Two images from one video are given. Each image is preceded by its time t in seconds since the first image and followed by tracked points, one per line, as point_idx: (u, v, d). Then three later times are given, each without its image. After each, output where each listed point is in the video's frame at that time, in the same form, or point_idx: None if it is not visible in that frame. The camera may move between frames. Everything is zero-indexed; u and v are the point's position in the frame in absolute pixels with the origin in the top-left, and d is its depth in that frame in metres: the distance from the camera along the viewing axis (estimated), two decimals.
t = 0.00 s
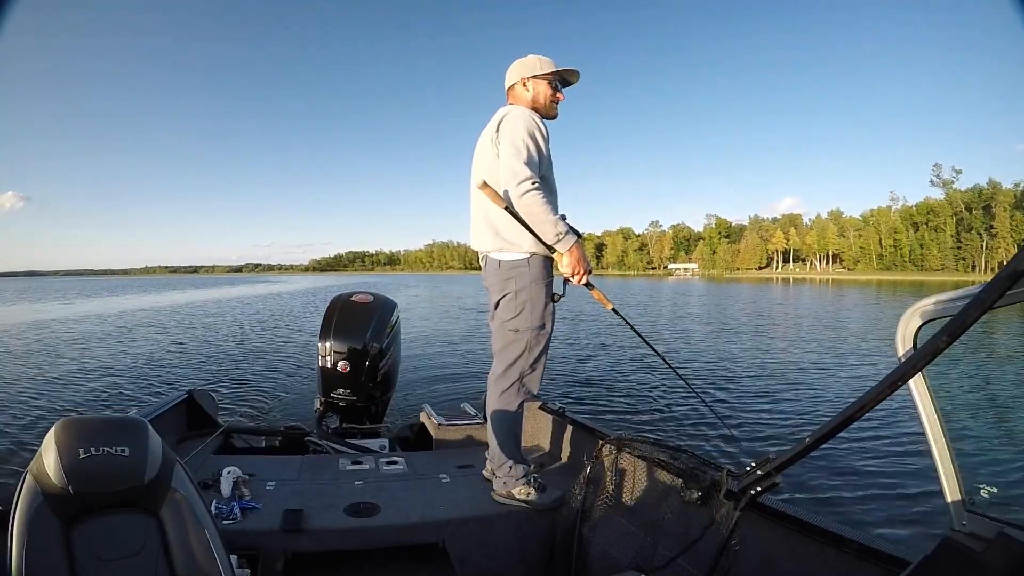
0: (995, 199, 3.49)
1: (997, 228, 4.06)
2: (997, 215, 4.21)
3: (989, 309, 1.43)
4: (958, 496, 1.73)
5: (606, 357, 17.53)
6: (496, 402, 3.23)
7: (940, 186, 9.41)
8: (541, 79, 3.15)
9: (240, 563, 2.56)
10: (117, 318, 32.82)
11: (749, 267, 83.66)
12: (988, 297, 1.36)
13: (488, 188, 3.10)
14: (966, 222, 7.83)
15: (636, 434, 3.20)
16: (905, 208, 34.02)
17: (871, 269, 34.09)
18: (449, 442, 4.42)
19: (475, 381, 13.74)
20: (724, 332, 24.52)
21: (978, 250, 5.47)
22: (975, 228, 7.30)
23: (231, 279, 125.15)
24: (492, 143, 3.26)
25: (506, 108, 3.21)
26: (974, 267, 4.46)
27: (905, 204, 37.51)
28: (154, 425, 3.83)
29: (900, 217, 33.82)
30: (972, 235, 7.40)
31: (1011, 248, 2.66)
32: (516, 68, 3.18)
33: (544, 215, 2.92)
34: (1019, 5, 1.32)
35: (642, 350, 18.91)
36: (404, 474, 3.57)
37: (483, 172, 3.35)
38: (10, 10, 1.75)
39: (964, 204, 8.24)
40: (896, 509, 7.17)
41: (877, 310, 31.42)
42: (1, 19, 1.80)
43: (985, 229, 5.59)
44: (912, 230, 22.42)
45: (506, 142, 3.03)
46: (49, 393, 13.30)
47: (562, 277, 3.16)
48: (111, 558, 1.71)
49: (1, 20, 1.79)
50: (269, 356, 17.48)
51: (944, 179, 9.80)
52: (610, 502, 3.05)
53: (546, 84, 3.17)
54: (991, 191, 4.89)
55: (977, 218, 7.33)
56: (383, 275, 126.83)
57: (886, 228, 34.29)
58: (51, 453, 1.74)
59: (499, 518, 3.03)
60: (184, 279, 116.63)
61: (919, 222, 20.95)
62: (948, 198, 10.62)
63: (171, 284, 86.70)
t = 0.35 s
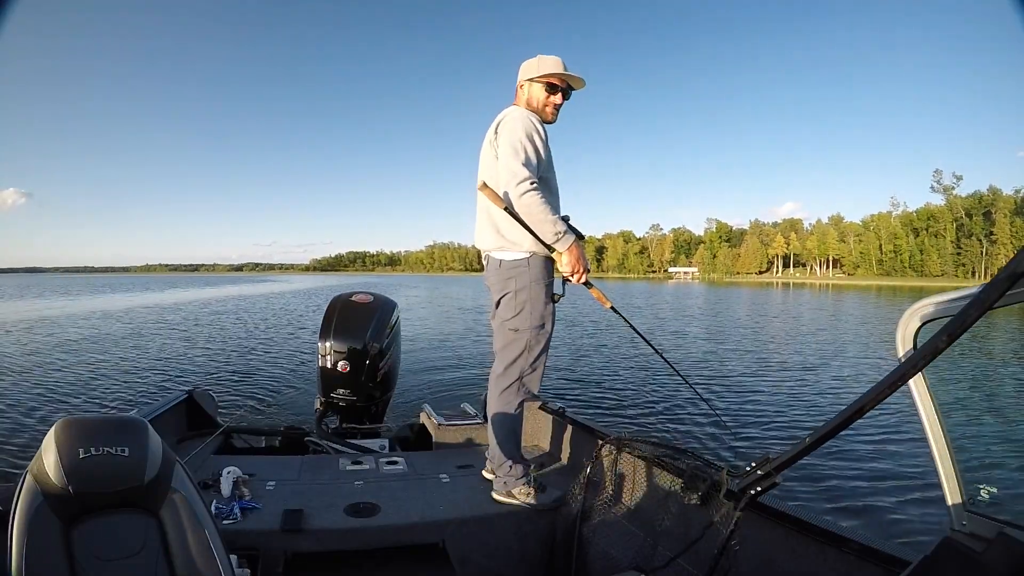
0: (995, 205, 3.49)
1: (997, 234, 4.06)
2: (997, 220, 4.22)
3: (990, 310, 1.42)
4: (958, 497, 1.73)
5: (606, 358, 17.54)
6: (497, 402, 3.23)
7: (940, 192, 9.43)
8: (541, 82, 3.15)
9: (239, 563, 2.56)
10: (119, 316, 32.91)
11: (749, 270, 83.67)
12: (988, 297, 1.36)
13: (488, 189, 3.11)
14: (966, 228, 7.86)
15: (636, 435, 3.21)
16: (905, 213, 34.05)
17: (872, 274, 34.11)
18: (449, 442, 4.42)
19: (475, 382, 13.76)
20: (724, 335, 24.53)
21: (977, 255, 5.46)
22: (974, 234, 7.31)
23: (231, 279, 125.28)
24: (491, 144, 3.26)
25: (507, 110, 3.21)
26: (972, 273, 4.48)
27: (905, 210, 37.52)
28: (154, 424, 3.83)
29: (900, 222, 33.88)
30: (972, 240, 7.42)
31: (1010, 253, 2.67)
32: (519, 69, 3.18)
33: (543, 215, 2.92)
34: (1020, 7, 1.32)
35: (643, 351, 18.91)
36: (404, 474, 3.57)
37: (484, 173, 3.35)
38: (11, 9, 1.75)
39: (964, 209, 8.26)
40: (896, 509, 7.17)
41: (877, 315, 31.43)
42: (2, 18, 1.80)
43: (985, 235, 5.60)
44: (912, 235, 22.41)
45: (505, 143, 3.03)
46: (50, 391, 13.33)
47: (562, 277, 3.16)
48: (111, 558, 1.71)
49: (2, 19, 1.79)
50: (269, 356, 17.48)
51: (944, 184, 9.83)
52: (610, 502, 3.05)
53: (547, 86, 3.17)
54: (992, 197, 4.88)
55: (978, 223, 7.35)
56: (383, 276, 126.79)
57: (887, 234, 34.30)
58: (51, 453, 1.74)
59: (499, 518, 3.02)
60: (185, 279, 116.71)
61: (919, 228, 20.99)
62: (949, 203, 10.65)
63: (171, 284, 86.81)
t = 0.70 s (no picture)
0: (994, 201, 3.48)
1: (997, 231, 4.05)
2: (996, 216, 4.21)
3: (989, 310, 1.42)
4: (958, 496, 1.73)
5: (606, 358, 17.53)
6: (495, 402, 3.23)
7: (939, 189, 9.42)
8: (538, 82, 3.15)
9: (240, 563, 2.56)
10: (120, 317, 32.95)
11: (749, 268, 83.67)
12: (988, 298, 1.36)
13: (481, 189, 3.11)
14: (965, 225, 7.86)
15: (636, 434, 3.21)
16: (905, 210, 34.00)
17: (872, 272, 34.09)
18: (449, 442, 4.42)
19: (475, 382, 13.77)
20: (723, 334, 24.54)
21: (976, 253, 5.45)
22: (974, 231, 7.29)
23: (232, 279, 125.35)
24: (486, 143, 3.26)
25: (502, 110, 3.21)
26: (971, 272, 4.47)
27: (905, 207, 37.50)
28: (154, 424, 3.83)
29: (900, 220, 33.84)
30: (971, 237, 7.40)
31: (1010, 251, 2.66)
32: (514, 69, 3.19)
33: (535, 215, 2.91)
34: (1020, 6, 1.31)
35: (642, 351, 18.91)
36: (404, 474, 3.57)
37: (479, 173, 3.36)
38: (11, 8, 1.75)
39: (963, 207, 8.25)
40: (896, 509, 7.17)
41: (877, 312, 31.40)
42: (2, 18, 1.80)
43: (984, 233, 5.61)
44: (912, 232, 22.42)
45: (497, 143, 3.04)
46: (51, 392, 13.35)
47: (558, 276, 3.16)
48: (111, 558, 1.71)
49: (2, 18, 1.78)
50: (269, 356, 17.47)
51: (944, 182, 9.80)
52: (610, 502, 3.04)
53: (543, 86, 3.18)
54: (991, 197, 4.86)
55: (977, 220, 7.34)
56: (383, 276, 126.76)
57: (885, 232, 34.36)
58: (51, 453, 1.74)
59: (499, 518, 3.03)
60: (185, 279, 116.78)
61: (918, 225, 20.95)
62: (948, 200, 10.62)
63: (172, 284, 86.93)
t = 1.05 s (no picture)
0: (992, 195, 3.48)
1: (995, 225, 4.05)
2: (994, 211, 4.20)
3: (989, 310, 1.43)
4: (958, 495, 1.73)
5: (606, 357, 17.52)
6: (494, 402, 3.23)
7: (937, 185, 9.41)
8: (533, 82, 3.16)
9: (240, 563, 2.56)
10: (120, 318, 33.00)
11: (748, 266, 83.60)
12: (988, 297, 1.36)
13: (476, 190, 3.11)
14: (963, 220, 7.85)
15: (636, 434, 3.21)
16: (902, 205, 34.00)
17: (870, 267, 34.09)
18: (449, 442, 4.42)
19: (475, 381, 13.79)
20: (723, 331, 24.54)
21: (976, 248, 5.44)
22: (972, 225, 7.29)
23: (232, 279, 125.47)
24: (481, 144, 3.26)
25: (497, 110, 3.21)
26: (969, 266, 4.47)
27: (903, 201, 37.53)
28: (154, 425, 3.83)
29: (898, 215, 33.85)
30: (969, 232, 7.39)
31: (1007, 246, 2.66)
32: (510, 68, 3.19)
33: (531, 216, 2.92)
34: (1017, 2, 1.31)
35: (642, 349, 18.91)
36: (404, 474, 3.57)
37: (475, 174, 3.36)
38: (9, 10, 1.75)
39: (962, 202, 8.23)
40: (897, 508, 7.17)
41: (875, 307, 31.44)
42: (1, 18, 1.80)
43: (983, 227, 5.60)
44: (910, 228, 22.41)
45: (492, 144, 3.04)
46: (52, 392, 13.37)
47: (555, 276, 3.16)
48: (111, 558, 1.71)
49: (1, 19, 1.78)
50: (269, 356, 17.46)
51: (941, 177, 9.80)
52: (610, 503, 3.04)
53: (538, 86, 3.18)
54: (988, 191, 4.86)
55: (975, 216, 7.33)
56: (383, 275, 126.68)
57: (884, 227, 34.32)
58: (51, 453, 1.74)
59: (499, 518, 3.02)
60: (184, 279, 116.73)
61: (915, 220, 20.98)
62: (946, 196, 10.63)
63: (173, 285, 87.06)
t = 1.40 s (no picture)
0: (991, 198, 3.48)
1: (993, 228, 4.05)
2: (992, 214, 4.20)
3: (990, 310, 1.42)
4: (958, 495, 1.73)
5: (606, 357, 17.53)
6: (493, 403, 3.23)
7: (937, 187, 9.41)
8: (537, 82, 3.16)
9: (240, 563, 2.56)
10: (119, 316, 32.98)
11: (747, 267, 83.63)
12: (987, 298, 1.36)
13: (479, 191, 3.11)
14: (963, 222, 7.86)
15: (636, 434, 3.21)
16: (902, 208, 34.04)
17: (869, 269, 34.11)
18: (449, 442, 4.42)
19: (475, 381, 13.78)
20: (723, 332, 24.54)
21: (975, 250, 5.45)
22: (971, 228, 7.29)
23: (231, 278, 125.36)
24: (484, 144, 3.26)
25: (499, 110, 3.21)
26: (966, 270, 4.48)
27: (902, 204, 37.56)
28: (154, 425, 3.83)
29: (898, 217, 33.88)
30: (969, 234, 7.39)
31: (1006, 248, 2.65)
32: (513, 68, 3.18)
33: (535, 216, 2.92)
34: (1020, 3, 1.32)
35: (641, 349, 18.90)
36: (404, 474, 3.57)
37: (477, 174, 3.35)
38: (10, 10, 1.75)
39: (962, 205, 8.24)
40: (896, 508, 7.17)
41: (874, 310, 31.46)
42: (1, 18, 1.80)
43: (982, 230, 5.60)
44: (909, 230, 22.44)
45: (496, 144, 3.03)
46: (51, 391, 13.37)
47: (556, 276, 3.16)
48: (111, 558, 1.71)
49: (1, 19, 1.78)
50: (268, 355, 17.44)
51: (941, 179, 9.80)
52: (610, 503, 3.04)
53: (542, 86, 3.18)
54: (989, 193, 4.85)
55: (975, 218, 7.33)
56: (382, 275, 126.61)
57: (884, 229, 34.33)
58: (51, 453, 1.74)
59: (499, 518, 3.03)
60: (184, 278, 116.68)
61: (914, 223, 21.00)
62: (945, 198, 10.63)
63: (173, 283, 87.01)
